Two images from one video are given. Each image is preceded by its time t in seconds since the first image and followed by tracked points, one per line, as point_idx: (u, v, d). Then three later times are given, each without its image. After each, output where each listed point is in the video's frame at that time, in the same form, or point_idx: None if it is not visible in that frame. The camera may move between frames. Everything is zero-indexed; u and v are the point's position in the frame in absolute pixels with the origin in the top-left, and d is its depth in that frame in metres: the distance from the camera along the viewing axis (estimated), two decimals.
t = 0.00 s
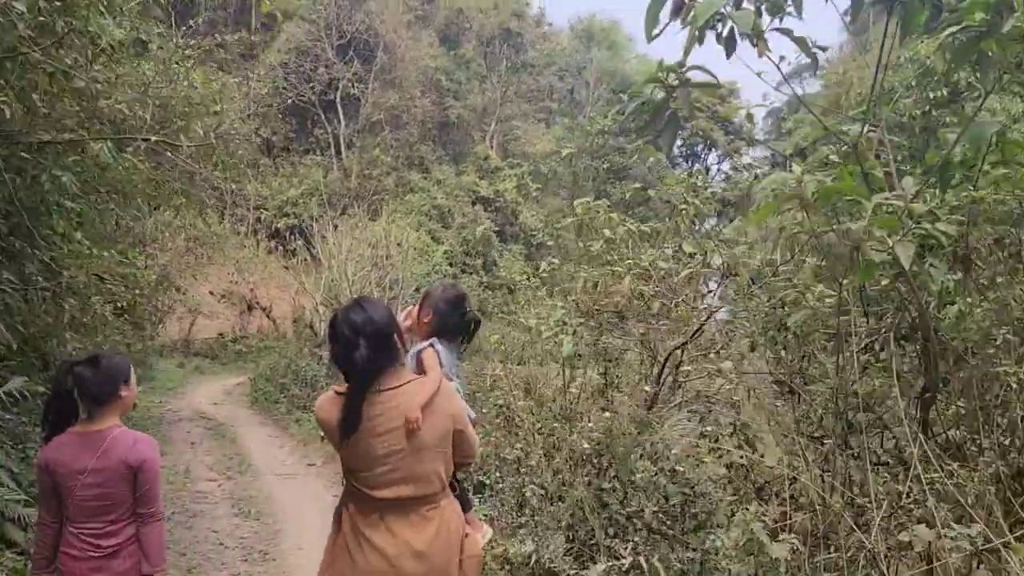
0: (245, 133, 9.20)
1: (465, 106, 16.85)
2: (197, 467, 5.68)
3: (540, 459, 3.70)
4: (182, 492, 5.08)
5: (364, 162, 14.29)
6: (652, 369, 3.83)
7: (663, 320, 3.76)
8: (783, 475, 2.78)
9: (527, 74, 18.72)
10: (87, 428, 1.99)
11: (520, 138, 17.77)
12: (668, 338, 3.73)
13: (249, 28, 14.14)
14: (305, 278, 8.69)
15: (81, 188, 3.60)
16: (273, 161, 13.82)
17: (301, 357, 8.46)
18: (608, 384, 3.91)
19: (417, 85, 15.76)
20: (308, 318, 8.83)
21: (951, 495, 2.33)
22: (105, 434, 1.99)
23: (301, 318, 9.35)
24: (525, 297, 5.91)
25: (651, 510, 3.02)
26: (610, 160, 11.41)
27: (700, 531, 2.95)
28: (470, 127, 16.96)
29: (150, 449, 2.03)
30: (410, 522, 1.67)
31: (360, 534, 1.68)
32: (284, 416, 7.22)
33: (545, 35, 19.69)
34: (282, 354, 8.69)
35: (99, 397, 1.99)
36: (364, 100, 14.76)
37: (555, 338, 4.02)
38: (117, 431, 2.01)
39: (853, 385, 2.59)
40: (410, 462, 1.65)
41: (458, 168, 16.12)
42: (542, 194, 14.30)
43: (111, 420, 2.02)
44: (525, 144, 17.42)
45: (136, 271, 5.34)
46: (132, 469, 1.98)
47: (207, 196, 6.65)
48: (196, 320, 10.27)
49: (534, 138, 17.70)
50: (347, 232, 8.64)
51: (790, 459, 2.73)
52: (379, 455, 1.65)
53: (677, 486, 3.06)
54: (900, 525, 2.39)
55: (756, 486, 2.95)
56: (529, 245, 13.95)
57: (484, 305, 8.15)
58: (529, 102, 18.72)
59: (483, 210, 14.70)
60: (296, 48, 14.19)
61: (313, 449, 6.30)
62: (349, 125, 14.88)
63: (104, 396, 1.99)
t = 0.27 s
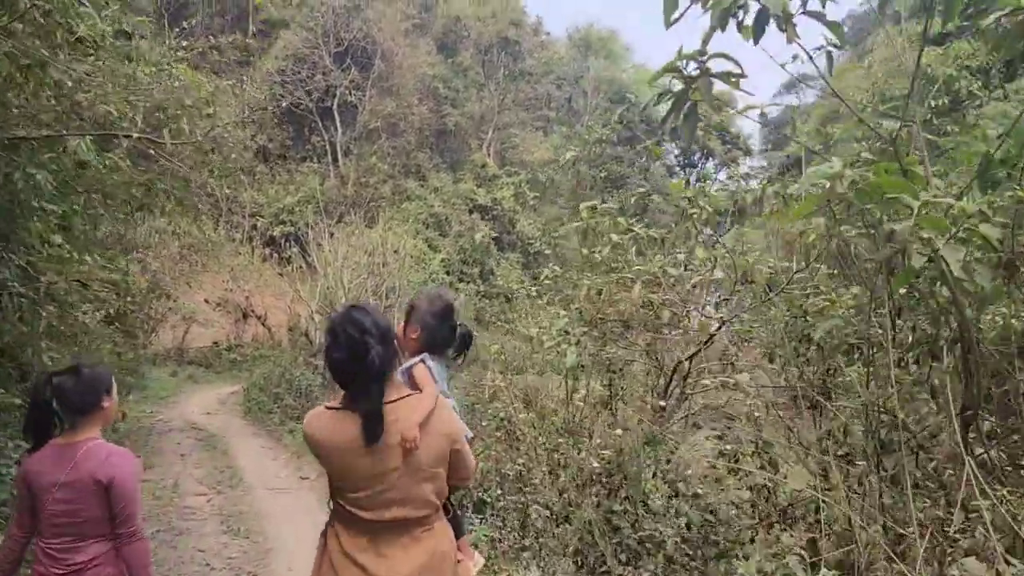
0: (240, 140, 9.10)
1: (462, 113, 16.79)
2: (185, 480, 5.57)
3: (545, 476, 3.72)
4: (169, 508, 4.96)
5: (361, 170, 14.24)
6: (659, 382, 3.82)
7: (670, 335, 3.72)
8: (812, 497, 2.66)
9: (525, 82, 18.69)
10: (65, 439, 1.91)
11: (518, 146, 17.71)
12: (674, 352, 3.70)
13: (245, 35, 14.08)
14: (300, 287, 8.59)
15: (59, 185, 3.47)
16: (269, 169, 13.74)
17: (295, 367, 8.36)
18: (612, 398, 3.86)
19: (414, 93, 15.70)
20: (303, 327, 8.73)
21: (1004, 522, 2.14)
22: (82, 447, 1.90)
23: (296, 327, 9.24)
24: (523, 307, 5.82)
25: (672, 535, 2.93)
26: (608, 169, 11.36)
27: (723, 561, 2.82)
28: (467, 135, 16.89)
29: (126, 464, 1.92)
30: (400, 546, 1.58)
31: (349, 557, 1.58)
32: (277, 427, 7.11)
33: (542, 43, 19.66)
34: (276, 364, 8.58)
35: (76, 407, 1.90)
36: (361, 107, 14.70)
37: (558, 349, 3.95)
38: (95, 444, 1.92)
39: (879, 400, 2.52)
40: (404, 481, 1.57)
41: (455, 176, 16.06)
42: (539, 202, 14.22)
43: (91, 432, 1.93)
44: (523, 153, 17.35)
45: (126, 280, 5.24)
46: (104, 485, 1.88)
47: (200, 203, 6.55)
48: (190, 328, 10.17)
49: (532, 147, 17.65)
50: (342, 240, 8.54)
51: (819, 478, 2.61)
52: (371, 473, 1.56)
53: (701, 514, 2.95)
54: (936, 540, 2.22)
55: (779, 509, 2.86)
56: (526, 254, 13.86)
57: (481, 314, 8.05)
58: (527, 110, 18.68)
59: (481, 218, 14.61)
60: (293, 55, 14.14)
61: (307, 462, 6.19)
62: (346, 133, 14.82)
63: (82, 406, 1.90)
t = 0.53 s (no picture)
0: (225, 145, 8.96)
1: (450, 118, 16.68)
2: (165, 494, 5.44)
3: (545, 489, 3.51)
4: (147, 525, 4.83)
5: (348, 175, 14.22)
6: (661, 390, 3.61)
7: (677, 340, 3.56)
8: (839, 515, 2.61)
9: (512, 87, 18.63)
10: (27, 453, 1.90)
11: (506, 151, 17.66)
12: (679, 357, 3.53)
13: (230, 39, 13.93)
14: (286, 292, 8.46)
15: (25, 184, 3.29)
16: (255, 174, 13.62)
17: (282, 374, 8.23)
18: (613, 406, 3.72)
19: (402, 98, 15.59)
20: (291, 334, 8.62)
21: None
22: (45, 460, 1.89)
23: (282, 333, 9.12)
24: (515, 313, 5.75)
25: (700, 559, 2.92)
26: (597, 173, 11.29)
27: None
28: (454, 140, 16.78)
29: (92, 476, 1.91)
30: (408, 562, 1.56)
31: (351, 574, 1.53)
32: (263, 437, 7.00)
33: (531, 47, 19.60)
34: (261, 371, 8.46)
35: (37, 421, 1.88)
36: (348, 112, 14.59)
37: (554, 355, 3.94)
38: (59, 455, 1.91)
39: (912, 405, 2.36)
40: (411, 493, 1.56)
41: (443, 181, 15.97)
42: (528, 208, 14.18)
43: (52, 446, 1.91)
44: (512, 157, 17.29)
45: (105, 288, 5.08)
46: (73, 496, 1.88)
47: (182, 210, 6.41)
48: (173, 336, 10.03)
49: (520, 151, 17.59)
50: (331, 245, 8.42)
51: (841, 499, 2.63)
52: (378, 485, 1.53)
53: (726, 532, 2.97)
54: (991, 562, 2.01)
55: (803, 527, 2.80)
56: (515, 259, 13.79)
57: (470, 320, 7.96)
58: (515, 114, 18.62)
59: (469, 223, 14.52)
60: (279, 59, 13.98)
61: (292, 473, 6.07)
62: (333, 138, 14.70)
63: (43, 419, 1.88)
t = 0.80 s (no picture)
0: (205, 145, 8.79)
1: (434, 118, 16.42)
2: (144, 505, 5.26)
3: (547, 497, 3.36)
4: (123, 538, 4.63)
5: (331, 176, 14.16)
6: (660, 389, 3.75)
7: (673, 341, 3.68)
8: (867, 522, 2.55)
9: (495, 87, 18.53)
10: None
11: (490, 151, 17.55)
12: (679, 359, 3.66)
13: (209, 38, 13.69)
14: (268, 294, 8.29)
15: None
16: (235, 175, 13.42)
17: (264, 378, 8.06)
18: (613, 405, 3.82)
19: (384, 98, 15.44)
20: (274, 337, 8.46)
21: None
22: (20, 463, 1.82)
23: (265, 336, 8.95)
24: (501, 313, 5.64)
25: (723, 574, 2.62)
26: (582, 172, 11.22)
27: None
28: (438, 140, 16.63)
29: (73, 477, 1.87)
30: (414, 562, 1.49)
31: None
32: (245, 442, 6.83)
33: (513, 47, 19.53)
34: (243, 374, 8.29)
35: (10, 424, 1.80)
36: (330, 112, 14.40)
37: (551, 355, 4.04)
38: (32, 458, 1.84)
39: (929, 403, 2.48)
40: (414, 490, 1.50)
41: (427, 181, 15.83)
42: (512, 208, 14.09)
43: (25, 447, 1.84)
44: (495, 157, 17.20)
45: (81, 292, 4.98)
46: (57, 498, 1.83)
47: (160, 211, 6.22)
48: (153, 340, 9.82)
49: (504, 151, 17.49)
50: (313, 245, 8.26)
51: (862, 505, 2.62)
52: (379, 483, 1.47)
53: (756, 546, 2.60)
54: None
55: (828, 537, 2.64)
56: (500, 259, 13.68)
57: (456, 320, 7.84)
58: (498, 114, 18.52)
59: (453, 223, 14.41)
60: (259, 59, 13.76)
61: (276, 479, 5.92)
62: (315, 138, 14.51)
63: (16, 422, 1.81)
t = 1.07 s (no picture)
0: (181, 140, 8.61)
1: (414, 112, 16.21)
2: (119, 513, 5.13)
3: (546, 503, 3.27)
4: (96, 549, 4.50)
5: (310, 171, 13.98)
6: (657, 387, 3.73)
7: (672, 337, 3.64)
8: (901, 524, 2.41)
9: (476, 81, 18.42)
10: None
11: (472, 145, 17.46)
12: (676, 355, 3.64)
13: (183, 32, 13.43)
14: (248, 292, 8.15)
15: None
16: (214, 172, 13.25)
17: (245, 377, 7.93)
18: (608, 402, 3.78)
19: (364, 92, 15.26)
20: (255, 335, 8.34)
21: None
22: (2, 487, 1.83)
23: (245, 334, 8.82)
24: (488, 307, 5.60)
25: None
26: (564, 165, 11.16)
27: None
28: (419, 134, 16.49)
29: (53, 500, 1.90)
30: None
31: None
32: (225, 444, 6.71)
33: (494, 40, 19.40)
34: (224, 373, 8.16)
35: None
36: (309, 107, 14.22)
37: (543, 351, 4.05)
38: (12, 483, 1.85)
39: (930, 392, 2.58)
40: (391, 504, 1.44)
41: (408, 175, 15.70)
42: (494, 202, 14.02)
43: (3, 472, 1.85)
44: (477, 151, 17.07)
45: (53, 291, 4.83)
46: (41, 521, 1.86)
47: (134, 209, 6.07)
48: (131, 339, 9.66)
49: (486, 145, 17.40)
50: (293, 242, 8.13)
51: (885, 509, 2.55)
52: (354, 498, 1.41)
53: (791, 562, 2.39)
54: None
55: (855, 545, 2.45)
56: (482, 253, 13.61)
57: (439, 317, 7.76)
58: (480, 108, 18.42)
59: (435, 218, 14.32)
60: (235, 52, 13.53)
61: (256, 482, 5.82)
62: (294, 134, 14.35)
63: None
